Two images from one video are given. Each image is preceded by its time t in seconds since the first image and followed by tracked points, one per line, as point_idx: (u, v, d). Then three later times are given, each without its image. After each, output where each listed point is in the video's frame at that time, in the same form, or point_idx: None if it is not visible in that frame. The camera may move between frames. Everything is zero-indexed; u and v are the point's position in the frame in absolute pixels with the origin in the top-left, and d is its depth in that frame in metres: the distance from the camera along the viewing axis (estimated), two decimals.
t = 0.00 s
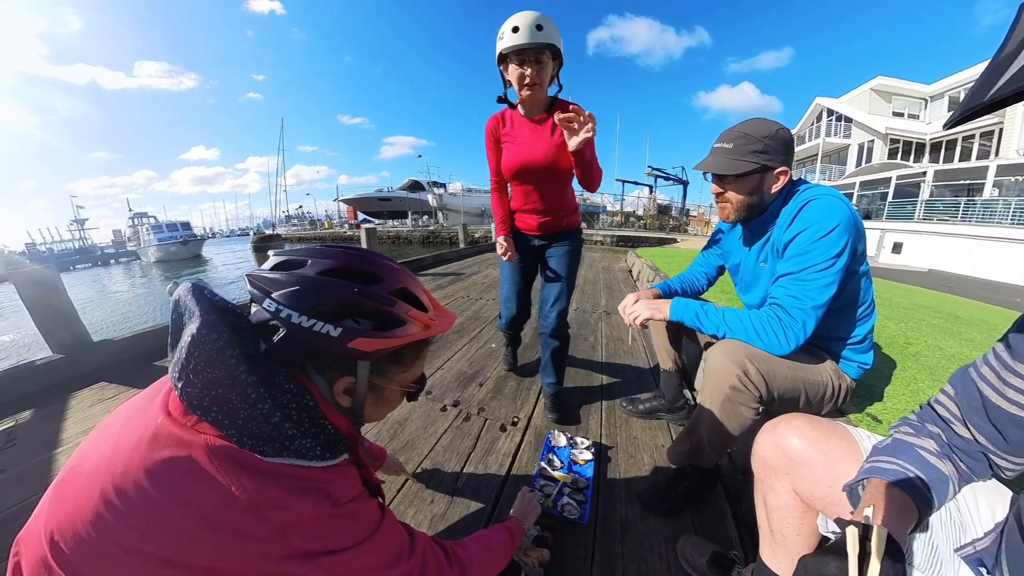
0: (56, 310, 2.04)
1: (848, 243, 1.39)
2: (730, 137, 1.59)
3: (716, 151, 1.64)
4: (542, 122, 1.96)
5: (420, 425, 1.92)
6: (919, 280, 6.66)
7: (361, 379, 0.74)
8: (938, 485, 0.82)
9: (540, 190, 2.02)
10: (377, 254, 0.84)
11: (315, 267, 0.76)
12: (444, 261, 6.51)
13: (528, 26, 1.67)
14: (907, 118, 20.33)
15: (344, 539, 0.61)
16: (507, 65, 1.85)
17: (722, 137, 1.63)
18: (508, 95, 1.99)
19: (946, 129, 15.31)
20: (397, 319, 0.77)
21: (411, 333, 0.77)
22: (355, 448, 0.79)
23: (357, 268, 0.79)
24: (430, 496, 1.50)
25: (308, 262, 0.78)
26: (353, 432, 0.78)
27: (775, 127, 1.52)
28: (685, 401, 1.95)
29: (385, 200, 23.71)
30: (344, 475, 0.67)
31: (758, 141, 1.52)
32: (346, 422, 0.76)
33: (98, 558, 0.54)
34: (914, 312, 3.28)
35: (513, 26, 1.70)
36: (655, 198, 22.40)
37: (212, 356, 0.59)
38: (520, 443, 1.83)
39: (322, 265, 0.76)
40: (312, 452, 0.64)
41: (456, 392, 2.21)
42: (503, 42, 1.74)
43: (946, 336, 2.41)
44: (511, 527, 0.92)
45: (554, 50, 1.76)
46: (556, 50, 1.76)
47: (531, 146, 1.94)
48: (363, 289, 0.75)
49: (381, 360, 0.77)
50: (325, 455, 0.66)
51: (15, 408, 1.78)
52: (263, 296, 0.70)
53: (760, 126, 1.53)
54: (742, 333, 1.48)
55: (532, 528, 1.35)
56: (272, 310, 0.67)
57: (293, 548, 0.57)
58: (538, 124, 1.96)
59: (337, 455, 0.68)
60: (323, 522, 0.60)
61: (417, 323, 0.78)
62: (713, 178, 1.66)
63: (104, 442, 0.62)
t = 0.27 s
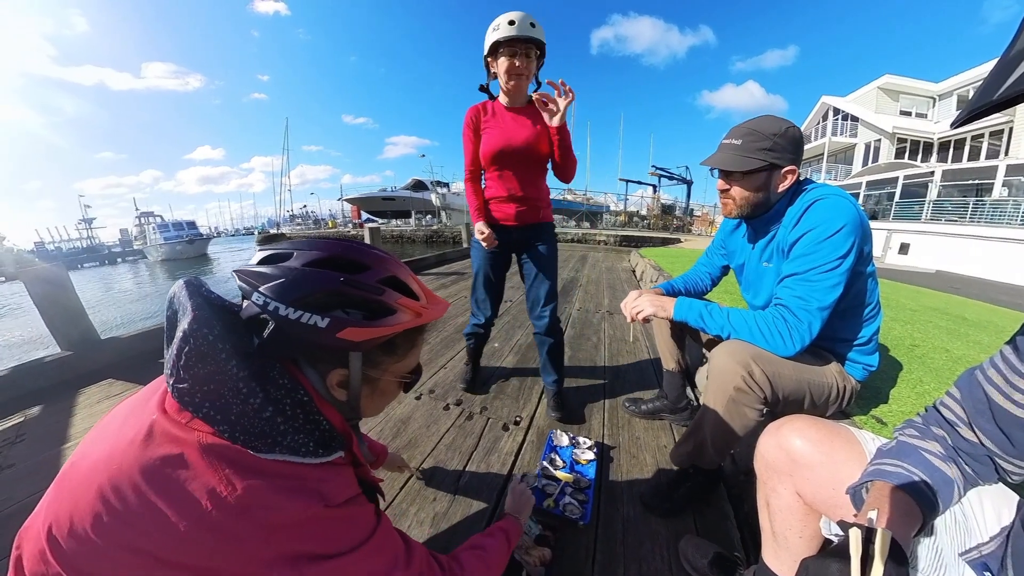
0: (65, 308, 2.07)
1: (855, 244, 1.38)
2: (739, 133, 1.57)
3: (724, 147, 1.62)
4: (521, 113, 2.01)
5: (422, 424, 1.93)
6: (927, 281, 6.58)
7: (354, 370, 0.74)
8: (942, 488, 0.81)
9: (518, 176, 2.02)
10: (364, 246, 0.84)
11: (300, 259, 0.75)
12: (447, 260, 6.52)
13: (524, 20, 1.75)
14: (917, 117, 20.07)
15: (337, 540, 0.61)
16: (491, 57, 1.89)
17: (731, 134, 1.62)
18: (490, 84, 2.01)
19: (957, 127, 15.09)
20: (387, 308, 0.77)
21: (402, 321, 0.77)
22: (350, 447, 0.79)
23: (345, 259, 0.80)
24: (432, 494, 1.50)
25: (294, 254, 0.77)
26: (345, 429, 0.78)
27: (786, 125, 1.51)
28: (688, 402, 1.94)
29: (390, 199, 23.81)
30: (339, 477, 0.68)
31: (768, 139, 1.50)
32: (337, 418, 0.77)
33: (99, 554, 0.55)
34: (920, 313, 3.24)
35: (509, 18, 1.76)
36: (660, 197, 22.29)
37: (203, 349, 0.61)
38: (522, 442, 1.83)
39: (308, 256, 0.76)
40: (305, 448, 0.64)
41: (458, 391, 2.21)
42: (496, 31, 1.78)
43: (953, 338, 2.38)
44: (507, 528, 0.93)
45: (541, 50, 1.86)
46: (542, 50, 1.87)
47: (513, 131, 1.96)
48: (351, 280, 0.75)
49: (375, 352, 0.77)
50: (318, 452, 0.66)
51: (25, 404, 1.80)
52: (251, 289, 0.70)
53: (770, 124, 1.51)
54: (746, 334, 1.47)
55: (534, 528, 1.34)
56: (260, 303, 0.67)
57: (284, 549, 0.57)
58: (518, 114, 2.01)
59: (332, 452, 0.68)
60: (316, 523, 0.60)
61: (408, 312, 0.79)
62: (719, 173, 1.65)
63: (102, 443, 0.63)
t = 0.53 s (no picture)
0: (74, 307, 2.11)
1: (860, 246, 1.36)
2: (745, 133, 1.56)
3: (729, 147, 1.61)
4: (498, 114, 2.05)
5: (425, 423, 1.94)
6: (936, 283, 6.49)
7: (333, 337, 0.73)
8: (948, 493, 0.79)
9: (496, 173, 2.06)
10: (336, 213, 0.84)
11: (272, 227, 0.77)
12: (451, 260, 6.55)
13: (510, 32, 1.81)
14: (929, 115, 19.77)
15: (298, 537, 0.57)
16: (471, 61, 1.89)
17: (736, 134, 1.60)
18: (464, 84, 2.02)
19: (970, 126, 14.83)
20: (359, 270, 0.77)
21: (376, 283, 0.76)
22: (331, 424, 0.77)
23: (316, 224, 0.80)
24: (433, 493, 1.51)
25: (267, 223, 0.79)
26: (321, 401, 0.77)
27: (792, 125, 1.49)
28: (690, 402, 1.93)
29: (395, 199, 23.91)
30: (315, 464, 0.64)
31: (772, 141, 1.49)
32: (315, 392, 0.76)
33: (96, 537, 0.57)
34: (927, 315, 3.20)
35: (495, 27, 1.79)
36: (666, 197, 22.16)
37: (183, 321, 0.60)
38: (524, 442, 1.83)
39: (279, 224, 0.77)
40: (279, 421, 0.63)
41: (461, 390, 2.22)
42: (481, 38, 1.80)
43: (961, 340, 2.35)
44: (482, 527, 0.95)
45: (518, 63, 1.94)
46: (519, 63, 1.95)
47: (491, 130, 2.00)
48: (321, 243, 0.75)
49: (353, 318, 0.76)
50: (294, 428, 0.64)
51: (35, 401, 1.84)
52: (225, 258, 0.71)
53: (775, 124, 1.50)
54: (749, 336, 1.45)
55: (534, 527, 1.34)
56: (236, 271, 0.69)
57: (242, 541, 0.55)
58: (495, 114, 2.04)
59: (307, 429, 0.65)
60: (277, 516, 0.56)
61: (382, 274, 0.78)
62: (724, 173, 1.63)
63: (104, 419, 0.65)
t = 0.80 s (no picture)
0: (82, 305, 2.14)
1: (867, 246, 1.35)
2: (751, 133, 1.54)
3: (735, 147, 1.59)
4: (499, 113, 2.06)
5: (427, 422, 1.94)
6: (944, 284, 6.41)
7: (270, 259, 0.65)
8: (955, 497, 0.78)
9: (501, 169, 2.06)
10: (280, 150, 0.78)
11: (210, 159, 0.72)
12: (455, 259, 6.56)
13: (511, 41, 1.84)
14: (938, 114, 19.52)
15: (218, 481, 0.49)
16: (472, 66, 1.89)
17: (742, 134, 1.59)
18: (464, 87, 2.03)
19: (982, 125, 14.61)
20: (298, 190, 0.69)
21: (314, 200, 0.67)
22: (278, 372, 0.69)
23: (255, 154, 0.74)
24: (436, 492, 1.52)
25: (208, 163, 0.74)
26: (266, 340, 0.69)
27: (799, 125, 1.48)
28: (694, 403, 1.92)
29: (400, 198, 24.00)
30: (247, 398, 0.56)
31: (776, 141, 1.48)
32: (262, 332, 0.68)
33: (61, 500, 0.56)
34: (935, 317, 3.15)
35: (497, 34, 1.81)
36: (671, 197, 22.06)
37: (116, 268, 0.59)
38: (526, 442, 1.83)
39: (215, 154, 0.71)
40: (211, 349, 0.58)
41: (463, 389, 2.22)
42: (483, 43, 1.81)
43: (969, 343, 2.32)
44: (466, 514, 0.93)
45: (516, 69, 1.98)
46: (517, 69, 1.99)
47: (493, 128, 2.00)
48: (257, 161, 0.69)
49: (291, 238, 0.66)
50: (229, 356, 0.59)
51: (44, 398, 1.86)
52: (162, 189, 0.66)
53: (782, 124, 1.49)
54: (753, 337, 1.44)
55: (536, 527, 1.34)
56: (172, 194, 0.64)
57: (165, 487, 0.49)
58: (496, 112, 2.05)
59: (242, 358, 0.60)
60: (195, 455, 0.49)
61: (322, 192, 0.69)
62: (729, 173, 1.62)
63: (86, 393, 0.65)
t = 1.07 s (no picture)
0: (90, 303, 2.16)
1: (875, 246, 1.33)
2: (757, 133, 1.53)
3: (741, 147, 1.58)
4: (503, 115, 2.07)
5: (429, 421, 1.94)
6: (953, 286, 6.32)
7: (236, 234, 0.66)
8: (962, 502, 0.76)
9: (508, 170, 2.06)
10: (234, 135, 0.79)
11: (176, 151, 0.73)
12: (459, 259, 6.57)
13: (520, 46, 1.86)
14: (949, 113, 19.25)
15: (186, 452, 0.49)
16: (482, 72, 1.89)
17: (748, 133, 1.57)
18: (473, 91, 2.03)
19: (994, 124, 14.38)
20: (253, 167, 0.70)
21: (267, 173, 0.68)
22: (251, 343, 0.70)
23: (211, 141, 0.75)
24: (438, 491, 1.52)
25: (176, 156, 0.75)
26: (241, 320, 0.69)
27: (807, 125, 1.46)
28: (696, 404, 1.91)
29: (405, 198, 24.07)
30: (216, 370, 0.56)
31: (785, 141, 1.46)
32: (236, 310, 0.69)
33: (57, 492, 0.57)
34: (943, 318, 3.11)
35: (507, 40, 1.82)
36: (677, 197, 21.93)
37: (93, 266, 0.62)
38: (528, 441, 1.83)
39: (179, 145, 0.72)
40: (175, 324, 0.57)
41: (466, 389, 2.22)
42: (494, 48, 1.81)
43: (978, 346, 2.28)
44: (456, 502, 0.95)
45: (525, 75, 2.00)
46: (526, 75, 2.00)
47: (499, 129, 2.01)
48: (213, 144, 0.70)
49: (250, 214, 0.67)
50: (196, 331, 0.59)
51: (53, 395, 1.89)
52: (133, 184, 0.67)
53: (790, 122, 1.47)
54: (759, 338, 1.43)
55: (537, 527, 1.34)
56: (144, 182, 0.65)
57: (138, 461, 0.50)
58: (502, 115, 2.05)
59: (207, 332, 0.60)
60: (163, 427, 0.50)
61: (274, 167, 0.70)
62: (734, 175, 1.60)
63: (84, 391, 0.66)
